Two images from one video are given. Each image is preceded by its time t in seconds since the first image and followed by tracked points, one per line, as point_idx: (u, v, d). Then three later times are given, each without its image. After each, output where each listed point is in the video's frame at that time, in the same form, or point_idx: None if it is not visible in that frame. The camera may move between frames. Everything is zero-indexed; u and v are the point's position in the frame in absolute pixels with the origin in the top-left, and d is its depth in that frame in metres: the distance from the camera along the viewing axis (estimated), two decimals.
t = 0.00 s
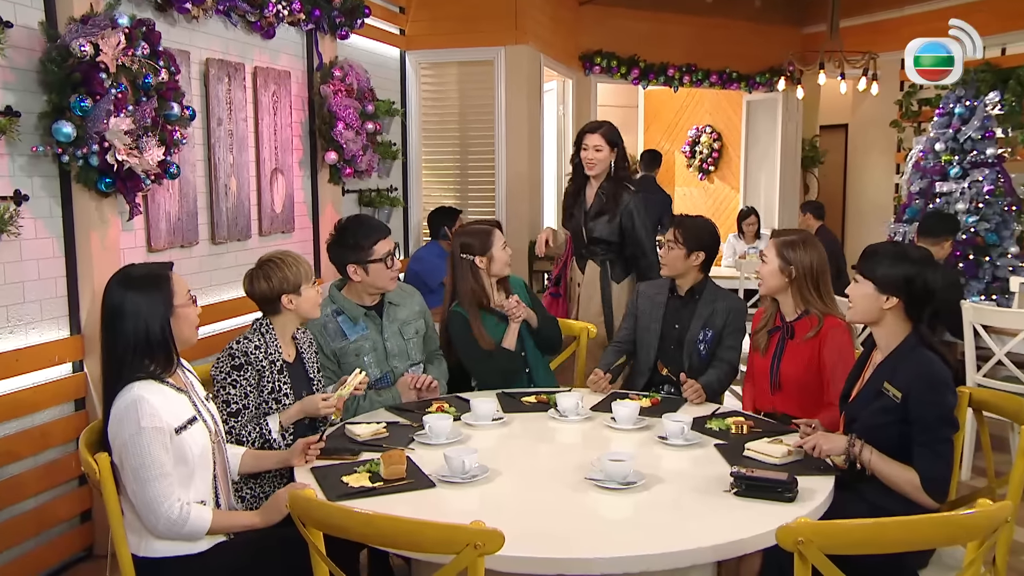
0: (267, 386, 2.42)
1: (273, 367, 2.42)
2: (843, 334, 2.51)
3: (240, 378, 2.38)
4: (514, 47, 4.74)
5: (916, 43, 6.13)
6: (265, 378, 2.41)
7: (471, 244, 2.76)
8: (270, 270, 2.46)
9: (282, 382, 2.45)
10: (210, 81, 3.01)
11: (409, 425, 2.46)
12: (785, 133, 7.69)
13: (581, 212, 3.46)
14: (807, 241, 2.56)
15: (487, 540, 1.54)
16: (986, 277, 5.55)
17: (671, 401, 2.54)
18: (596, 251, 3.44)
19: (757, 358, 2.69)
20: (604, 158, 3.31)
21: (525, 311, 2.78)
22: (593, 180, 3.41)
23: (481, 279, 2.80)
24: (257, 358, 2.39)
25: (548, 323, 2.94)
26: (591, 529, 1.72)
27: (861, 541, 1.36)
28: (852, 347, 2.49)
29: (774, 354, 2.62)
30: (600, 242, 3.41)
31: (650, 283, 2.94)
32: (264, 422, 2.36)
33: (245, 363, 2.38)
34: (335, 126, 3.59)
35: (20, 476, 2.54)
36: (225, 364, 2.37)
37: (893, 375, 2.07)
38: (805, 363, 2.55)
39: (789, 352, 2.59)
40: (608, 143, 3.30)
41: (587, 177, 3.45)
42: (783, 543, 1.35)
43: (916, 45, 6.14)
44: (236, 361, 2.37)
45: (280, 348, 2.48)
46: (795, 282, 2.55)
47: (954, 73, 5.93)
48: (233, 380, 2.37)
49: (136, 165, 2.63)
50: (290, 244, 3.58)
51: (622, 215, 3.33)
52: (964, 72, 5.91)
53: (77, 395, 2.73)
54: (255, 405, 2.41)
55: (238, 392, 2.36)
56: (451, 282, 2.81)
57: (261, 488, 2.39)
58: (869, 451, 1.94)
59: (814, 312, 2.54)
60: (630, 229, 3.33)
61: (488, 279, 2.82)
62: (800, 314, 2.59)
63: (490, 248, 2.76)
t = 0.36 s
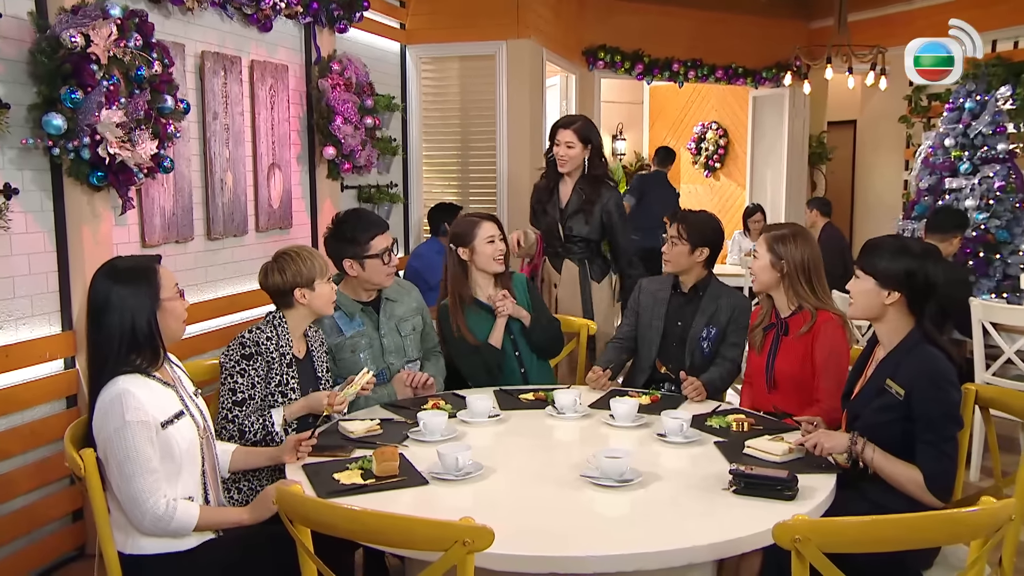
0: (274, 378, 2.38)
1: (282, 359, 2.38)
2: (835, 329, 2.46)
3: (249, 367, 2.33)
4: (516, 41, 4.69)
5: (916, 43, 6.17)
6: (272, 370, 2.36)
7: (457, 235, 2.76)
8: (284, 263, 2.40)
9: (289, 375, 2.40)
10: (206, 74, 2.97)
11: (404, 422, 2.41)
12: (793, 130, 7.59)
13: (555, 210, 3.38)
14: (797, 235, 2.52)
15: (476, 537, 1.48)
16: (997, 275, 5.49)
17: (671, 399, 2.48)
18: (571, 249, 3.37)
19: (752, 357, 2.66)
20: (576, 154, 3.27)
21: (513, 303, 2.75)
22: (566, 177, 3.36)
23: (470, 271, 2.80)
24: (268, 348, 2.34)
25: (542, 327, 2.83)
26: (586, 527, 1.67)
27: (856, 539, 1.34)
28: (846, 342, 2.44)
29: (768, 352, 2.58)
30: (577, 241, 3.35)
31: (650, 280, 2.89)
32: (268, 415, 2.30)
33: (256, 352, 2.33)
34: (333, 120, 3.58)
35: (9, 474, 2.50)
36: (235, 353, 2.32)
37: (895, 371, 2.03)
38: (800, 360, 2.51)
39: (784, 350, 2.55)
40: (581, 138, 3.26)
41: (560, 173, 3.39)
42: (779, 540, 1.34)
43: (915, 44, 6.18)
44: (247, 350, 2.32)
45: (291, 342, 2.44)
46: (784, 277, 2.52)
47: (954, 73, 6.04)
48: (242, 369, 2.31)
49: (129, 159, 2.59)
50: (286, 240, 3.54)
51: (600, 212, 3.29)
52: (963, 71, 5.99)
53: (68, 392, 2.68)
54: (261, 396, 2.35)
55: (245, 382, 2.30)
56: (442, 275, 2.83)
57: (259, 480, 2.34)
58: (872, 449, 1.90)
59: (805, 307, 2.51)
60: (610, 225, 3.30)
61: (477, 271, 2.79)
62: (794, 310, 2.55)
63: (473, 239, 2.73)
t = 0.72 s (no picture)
0: (271, 376, 2.29)
1: (280, 356, 2.30)
2: (842, 329, 2.39)
3: (246, 364, 2.25)
4: (517, 34, 4.70)
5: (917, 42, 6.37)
6: (270, 367, 2.28)
7: (456, 227, 2.74)
8: (284, 258, 2.32)
9: (287, 373, 2.32)
10: (202, 68, 2.93)
11: (400, 421, 2.35)
12: (801, 126, 7.51)
13: (543, 206, 3.30)
14: (799, 231, 2.46)
15: (467, 536, 1.42)
16: (1010, 273, 5.37)
17: (674, 399, 2.41)
18: (561, 246, 3.32)
19: (756, 356, 2.59)
20: (564, 150, 3.21)
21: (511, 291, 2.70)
22: (555, 173, 3.31)
23: (470, 266, 2.76)
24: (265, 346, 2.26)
25: (535, 325, 2.75)
26: (582, 528, 1.60)
27: (860, 541, 1.27)
28: (852, 341, 2.37)
29: (772, 351, 2.51)
30: (568, 238, 3.30)
31: (652, 277, 2.82)
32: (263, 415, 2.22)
33: (253, 349, 2.25)
34: (332, 116, 3.54)
35: None
36: (232, 350, 2.24)
37: (899, 371, 1.97)
38: (805, 360, 2.44)
39: (787, 350, 2.48)
40: (569, 133, 3.19)
41: (548, 170, 3.33)
42: (779, 543, 1.28)
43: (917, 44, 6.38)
44: (244, 347, 2.24)
45: (289, 341, 2.36)
46: (789, 276, 2.45)
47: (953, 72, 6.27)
48: (239, 367, 2.23)
49: (122, 153, 2.53)
50: (284, 237, 3.51)
51: (593, 209, 3.28)
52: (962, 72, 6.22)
53: (60, 391, 2.63)
54: (257, 394, 2.26)
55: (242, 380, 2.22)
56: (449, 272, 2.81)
57: (251, 481, 2.29)
58: (878, 450, 1.87)
59: (809, 306, 2.43)
60: (601, 220, 3.31)
61: (475, 267, 2.75)
62: (799, 309, 2.47)
63: (470, 232, 2.69)
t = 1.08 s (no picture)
0: (264, 377, 2.25)
1: (274, 356, 2.26)
2: (850, 331, 2.33)
3: (238, 365, 2.21)
4: (520, 30, 4.65)
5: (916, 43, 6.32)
6: (264, 368, 2.24)
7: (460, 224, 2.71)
8: (277, 258, 2.28)
9: (281, 373, 2.28)
10: (200, 64, 2.90)
11: (397, 422, 2.30)
12: (809, 123, 7.44)
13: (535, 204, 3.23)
14: (807, 228, 2.40)
15: (459, 539, 1.36)
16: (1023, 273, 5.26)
17: (677, 399, 2.36)
18: (554, 246, 3.29)
19: (762, 356, 2.53)
20: (560, 149, 3.15)
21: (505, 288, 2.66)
22: (549, 172, 3.25)
23: (470, 262, 2.72)
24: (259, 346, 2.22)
25: (531, 326, 2.69)
26: (577, 532, 1.55)
27: (864, 546, 1.22)
28: (861, 344, 2.31)
29: (779, 351, 2.46)
30: (562, 238, 3.26)
31: (655, 276, 2.77)
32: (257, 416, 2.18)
33: (245, 349, 2.21)
34: (332, 112, 3.54)
35: None
36: (224, 351, 2.19)
37: (905, 371, 1.91)
38: (812, 361, 2.38)
39: (795, 351, 2.42)
40: (564, 132, 3.13)
41: (542, 168, 3.26)
42: (779, 547, 1.22)
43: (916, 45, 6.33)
44: (237, 348, 2.20)
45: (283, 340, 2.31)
46: (799, 275, 2.39)
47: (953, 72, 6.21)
48: (232, 368, 2.19)
49: (116, 150, 2.48)
50: (283, 235, 3.48)
51: (589, 210, 3.25)
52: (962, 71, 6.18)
53: (55, 390, 2.60)
54: (249, 396, 2.23)
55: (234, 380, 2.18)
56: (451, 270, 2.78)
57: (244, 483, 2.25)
58: (884, 452, 1.81)
59: (818, 307, 2.37)
60: (595, 221, 3.29)
61: (476, 265, 2.71)
62: (808, 309, 2.41)
63: (471, 230, 2.66)
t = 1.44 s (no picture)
0: (258, 377, 2.22)
1: (268, 357, 2.23)
2: (859, 333, 2.28)
3: (232, 365, 2.18)
4: (523, 27, 4.65)
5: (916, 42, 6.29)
6: (257, 368, 2.21)
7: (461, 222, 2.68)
8: (271, 256, 2.25)
9: (275, 373, 2.25)
10: (197, 60, 2.88)
11: (394, 423, 2.27)
12: (816, 120, 7.39)
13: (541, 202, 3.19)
14: (813, 227, 2.36)
15: (453, 545, 1.29)
16: None
17: (678, 400, 2.32)
18: (562, 244, 3.24)
19: (767, 356, 2.49)
20: (560, 145, 3.11)
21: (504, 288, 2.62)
22: (550, 169, 3.21)
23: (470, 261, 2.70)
24: (252, 346, 2.19)
25: (531, 328, 2.66)
26: (572, 534, 1.52)
27: (865, 552, 1.18)
28: (870, 347, 2.27)
29: (785, 351, 2.41)
30: (569, 236, 3.23)
31: (657, 275, 2.73)
32: (250, 417, 2.15)
33: (239, 350, 2.18)
34: (331, 110, 3.49)
35: None
36: (217, 351, 2.16)
37: (907, 371, 1.87)
38: (818, 363, 2.34)
39: (800, 351, 2.38)
40: (564, 127, 3.10)
41: (542, 165, 3.22)
42: (776, 552, 1.19)
43: (915, 45, 6.33)
44: (230, 348, 2.17)
45: (277, 341, 2.28)
46: (807, 274, 2.35)
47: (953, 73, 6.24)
48: (226, 368, 2.16)
49: (112, 147, 2.45)
50: (283, 234, 3.46)
51: (593, 207, 3.23)
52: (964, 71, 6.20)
53: (50, 390, 2.58)
54: (243, 397, 2.20)
55: (227, 381, 2.15)
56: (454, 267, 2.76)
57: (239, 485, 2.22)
58: (887, 453, 1.77)
59: (825, 308, 2.32)
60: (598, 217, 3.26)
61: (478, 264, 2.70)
62: (814, 310, 2.37)
63: (472, 228, 2.63)
